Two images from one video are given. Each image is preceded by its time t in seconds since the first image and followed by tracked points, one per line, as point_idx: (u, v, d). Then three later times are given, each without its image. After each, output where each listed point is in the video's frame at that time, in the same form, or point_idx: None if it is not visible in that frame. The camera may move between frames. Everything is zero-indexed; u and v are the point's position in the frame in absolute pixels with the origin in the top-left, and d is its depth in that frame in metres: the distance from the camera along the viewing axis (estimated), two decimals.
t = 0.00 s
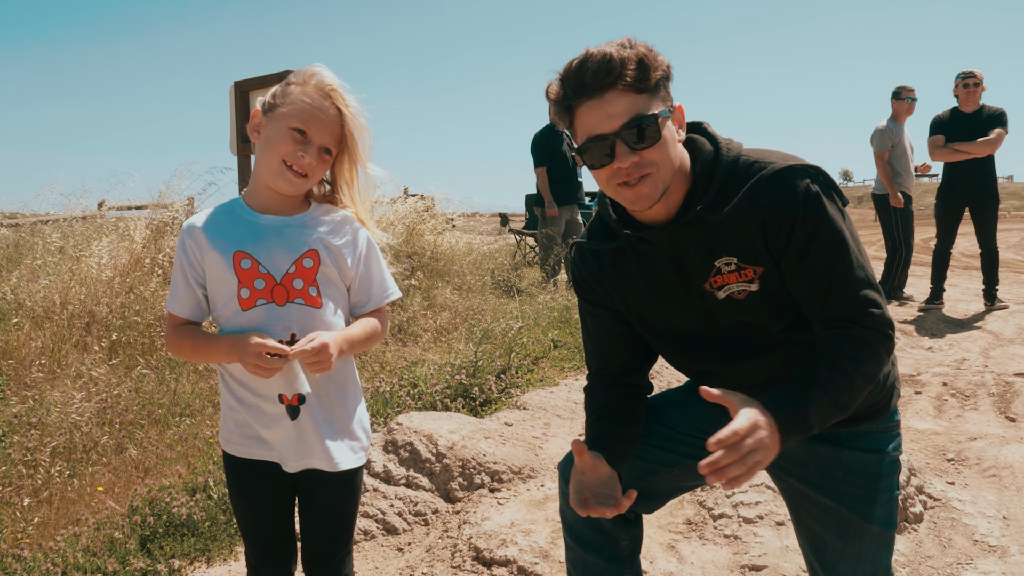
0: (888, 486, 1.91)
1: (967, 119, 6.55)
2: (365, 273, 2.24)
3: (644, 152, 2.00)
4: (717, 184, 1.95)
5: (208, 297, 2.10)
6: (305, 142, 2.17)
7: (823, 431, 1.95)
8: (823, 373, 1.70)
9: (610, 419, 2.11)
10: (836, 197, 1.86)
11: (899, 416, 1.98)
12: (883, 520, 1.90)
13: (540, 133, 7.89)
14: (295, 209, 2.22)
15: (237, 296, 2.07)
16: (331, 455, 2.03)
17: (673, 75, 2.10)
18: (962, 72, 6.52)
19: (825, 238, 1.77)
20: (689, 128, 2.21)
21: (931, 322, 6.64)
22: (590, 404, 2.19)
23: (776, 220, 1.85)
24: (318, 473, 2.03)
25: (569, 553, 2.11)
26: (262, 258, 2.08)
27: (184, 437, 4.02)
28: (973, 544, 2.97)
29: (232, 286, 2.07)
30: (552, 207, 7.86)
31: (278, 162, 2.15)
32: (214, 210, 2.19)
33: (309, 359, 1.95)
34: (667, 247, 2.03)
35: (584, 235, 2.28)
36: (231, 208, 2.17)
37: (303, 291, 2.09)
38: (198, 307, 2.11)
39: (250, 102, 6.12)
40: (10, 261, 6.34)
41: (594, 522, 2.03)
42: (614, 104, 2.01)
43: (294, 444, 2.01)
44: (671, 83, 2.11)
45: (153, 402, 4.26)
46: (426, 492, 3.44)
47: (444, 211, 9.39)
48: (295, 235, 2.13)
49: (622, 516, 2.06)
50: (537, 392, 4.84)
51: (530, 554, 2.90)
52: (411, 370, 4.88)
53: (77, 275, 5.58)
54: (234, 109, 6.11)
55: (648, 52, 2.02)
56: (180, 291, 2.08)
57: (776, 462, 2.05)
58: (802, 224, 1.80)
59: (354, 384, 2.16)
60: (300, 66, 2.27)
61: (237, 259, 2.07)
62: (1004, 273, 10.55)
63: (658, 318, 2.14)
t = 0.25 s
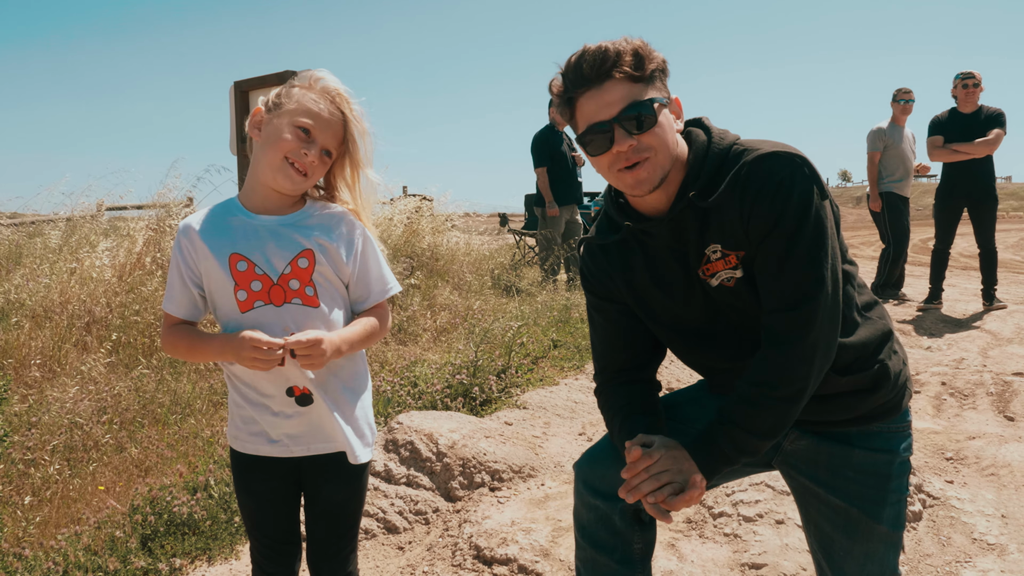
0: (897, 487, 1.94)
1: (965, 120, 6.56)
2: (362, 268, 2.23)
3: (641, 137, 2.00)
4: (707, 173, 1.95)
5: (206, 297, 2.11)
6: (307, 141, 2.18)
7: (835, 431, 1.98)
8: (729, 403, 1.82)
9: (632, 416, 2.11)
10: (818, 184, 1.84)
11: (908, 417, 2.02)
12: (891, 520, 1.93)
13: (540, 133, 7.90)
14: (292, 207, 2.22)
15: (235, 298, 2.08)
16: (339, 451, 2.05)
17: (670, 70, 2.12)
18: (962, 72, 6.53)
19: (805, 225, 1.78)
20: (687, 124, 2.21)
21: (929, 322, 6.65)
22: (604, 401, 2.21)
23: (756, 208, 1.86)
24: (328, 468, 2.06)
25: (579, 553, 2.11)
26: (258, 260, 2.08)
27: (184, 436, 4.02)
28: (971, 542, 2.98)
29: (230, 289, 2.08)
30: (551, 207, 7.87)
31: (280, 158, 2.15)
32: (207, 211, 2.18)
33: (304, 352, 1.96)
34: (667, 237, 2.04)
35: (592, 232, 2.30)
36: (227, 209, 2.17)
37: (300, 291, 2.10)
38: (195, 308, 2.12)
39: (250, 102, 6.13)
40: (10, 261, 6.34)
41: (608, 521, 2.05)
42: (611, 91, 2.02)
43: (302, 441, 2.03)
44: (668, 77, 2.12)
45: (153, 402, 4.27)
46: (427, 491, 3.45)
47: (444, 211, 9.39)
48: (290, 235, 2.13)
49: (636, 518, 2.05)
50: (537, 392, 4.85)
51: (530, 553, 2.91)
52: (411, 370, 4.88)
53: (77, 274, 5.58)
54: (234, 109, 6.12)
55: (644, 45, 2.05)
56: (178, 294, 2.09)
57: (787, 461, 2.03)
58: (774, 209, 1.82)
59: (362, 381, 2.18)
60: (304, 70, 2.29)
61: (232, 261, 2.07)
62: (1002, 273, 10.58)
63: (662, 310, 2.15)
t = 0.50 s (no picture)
0: (902, 489, 1.95)
1: (963, 120, 6.57)
2: (360, 269, 2.23)
3: (636, 131, 2.01)
4: (705, 162, 1.95)
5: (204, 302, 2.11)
6: (299, 143, 2.17)
7: (841, 432, 1.98)
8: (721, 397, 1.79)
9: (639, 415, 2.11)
10: (812, 169, 1.82)
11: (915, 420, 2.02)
12: (896, 523, 1.93)
13: (539, 133, 7.91)
14: (288, 209, 2.21)
15: (235, 302, 2.07)
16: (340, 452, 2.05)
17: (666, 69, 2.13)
18: (960, 73, 6.54)
19: (798, 210, 1.78)
20: (684, 121, 2.19)
21: (928, 322, 6.66)
22: (610, 402, 2.20)
23: (749, 195, 1.85)
24: (329, 470, 2.06)
25: (583, 555, 2.12)
26: (257, 263, 2.08)
27: (182, 437, 4.02)
28: (970, 542, 2.99)
29: (229, 292, 2.07)
30: (550, 207, 7.87)
31: (274, 162, 2.14)
32: (199, 217, 2.17)
33: (302, 353, 1.95)
34: (667, 232, 2.03)
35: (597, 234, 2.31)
36: (220, 212, 2.17)
37: (299, 292, 2.09)
38: (192, 313, 2.11)
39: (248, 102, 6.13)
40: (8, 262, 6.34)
41: (612, 524, 2.05)
42: (606, 89, 2.04)
43: (303, 442, 2.03)
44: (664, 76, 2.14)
45: (151, 403, 4.26)
46: (425, 492, 3.45)
47: (442, 211, 9.39)
48: (289, 237, 2.13)
49: (641, 522, 2.04)
50: (536, 392, 4.85)
51: (529, 554, 2.91)
52: (410, 370, 4.88)
53: (75, 275, 5.57)
54: (232, 110, 6.11)
55: (638, 46, 2.07)
56: (175, 299, 2.09)
57: (792, 462, 2.04)
58: (765, 193, 1.82)
59: (360, 380, 2.19)
60: (295, 70, 2.28)
61: (231, 265, 2.07)
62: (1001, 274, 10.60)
63: (666, 308, 2.15)
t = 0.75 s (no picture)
0: (907, 490, 1.95)
1: (962, 121, 6.57)
2: (360, 269, 2.23)
3: (639, 126, 2.02)
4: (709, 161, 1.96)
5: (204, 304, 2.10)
6: (297, 144, 2.17)
7: (845, 432, 1.97)
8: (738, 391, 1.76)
9: (641, 418, 2.09)
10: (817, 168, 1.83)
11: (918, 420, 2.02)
12: (901, 524, 1.93)
13: (538, 134, 7.91)
14: (286, 211, 2.21)
15: (236, 303, 2.07)
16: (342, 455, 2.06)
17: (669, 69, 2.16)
18: (959, 73, 6.54)
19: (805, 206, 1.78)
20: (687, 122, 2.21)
21: (927, 323, 6.66)
22: (614, 404, 2.19)
23: (755, 194, 1.86)
24: (330, 472, 2.05)
25: (584, 557, 2.11)
26: (258, 263, 2.07)
27: (182, 438, 4.02)
28: (969, 543, 2.98)
29: (230, 294, 2.07)
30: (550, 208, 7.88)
31: (273, 163, 2.14)
32: (195, 219, 2.16)
33: (301, 354, 1.95)
34: (672, 232, 2.03)
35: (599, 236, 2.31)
36: (219, 214, 2.16)
37: (300, 293, 2.09)
38: (192, 316, 2.11)
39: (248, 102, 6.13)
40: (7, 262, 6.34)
41: (615, 527, 2.05)
42: (608, 85, 2.05)
43: (304, 443, 2.02)
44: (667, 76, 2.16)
45: (151, 403, 4.26)
46: (425, 493, 3.44)
47: (442, 211, 9.39)
48: (289, 238, 2.13)
49: (645, 524, 2.05)
50: (535, 392, 4.85)
51: (528, 555, 2.91)
52: (410, 371, 4.88)
53: (74, 275, 5.57)
54: (231, 110, 6.12)
55: (640, 44, 2.10)
56: (174, 301, 2.08)
57: (797, 463, 2.04)
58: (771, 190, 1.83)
59: (359, 381, 2.19)
60: (292, 71, 2.28)
61: (232, 266, 2.06)
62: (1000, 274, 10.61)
63: (671, 309, 2.15)
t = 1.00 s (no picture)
0: (908, 486, 1.95)
1: (961, 121, 6.58)
2: (360, 269, 2.23)
3: (651, 130, 2.01)
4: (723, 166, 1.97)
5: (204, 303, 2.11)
6: (299, 145, 2.17)
7: (847, 430, 1.98)
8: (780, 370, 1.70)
9: (641, 421, 2.07)
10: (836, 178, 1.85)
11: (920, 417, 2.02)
12: (902, 520, 1.93)
13: (538, 134, 7.92)
14: (287, 210, 2.21)
15: (238, 303, 2.07)
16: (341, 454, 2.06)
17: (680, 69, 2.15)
18: (959, 73, 6.55)
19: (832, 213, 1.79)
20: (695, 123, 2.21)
21: (927, 324, 6.67)
22: (614, 404, 2.17)
23: (775, 202, 1.87)
24: (330, 472, 2.05)
25: (584, 557, 2.11)
26: (259, 263, 2.08)
27: (181, 438, 4.02)
28: (968, 543, 2.99)
29: (231, 293, 2.07)
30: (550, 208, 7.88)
31: (273, 164, 2.14)
32: (197, 218, 2.16)
33: (301, 353, 1.95)
34: (682, 235, 2.04)
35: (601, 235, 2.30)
36: (221, 213, 2.16)
37: (301, 293, 2.10)
38: (192, 314, 2.11)
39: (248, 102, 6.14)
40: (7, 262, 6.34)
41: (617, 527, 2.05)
42: (620, 87, 2.05)
43: (303, 443, 2.03)
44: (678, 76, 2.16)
45: (150, 403, 4.26)
46: (425, 493, 3.44)
47: (442, 212, 9.40)
48: (290, 237, 2.13)
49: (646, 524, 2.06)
50: (535, 393, 4.85)
51: (528, 555, 2.91)
52: (410, 371, 4.89)
53: (74, 275, 5.58)
54: (231, 110, 6.12)
55: (653, 44, 2.09)
56: (174, 300, 2.08)
57: (799, 460, 2.05)
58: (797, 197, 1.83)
59: (358, 380, 2.19)
60: (294, 70, 2.28)
61: (233, 266, 2.06)
62: (1000, 275, 10.62)
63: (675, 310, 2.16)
